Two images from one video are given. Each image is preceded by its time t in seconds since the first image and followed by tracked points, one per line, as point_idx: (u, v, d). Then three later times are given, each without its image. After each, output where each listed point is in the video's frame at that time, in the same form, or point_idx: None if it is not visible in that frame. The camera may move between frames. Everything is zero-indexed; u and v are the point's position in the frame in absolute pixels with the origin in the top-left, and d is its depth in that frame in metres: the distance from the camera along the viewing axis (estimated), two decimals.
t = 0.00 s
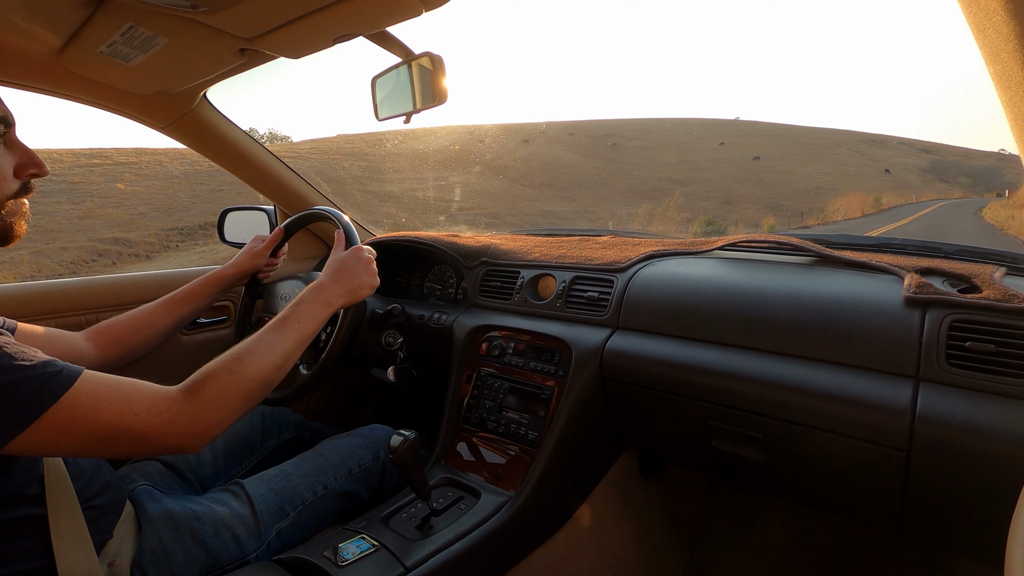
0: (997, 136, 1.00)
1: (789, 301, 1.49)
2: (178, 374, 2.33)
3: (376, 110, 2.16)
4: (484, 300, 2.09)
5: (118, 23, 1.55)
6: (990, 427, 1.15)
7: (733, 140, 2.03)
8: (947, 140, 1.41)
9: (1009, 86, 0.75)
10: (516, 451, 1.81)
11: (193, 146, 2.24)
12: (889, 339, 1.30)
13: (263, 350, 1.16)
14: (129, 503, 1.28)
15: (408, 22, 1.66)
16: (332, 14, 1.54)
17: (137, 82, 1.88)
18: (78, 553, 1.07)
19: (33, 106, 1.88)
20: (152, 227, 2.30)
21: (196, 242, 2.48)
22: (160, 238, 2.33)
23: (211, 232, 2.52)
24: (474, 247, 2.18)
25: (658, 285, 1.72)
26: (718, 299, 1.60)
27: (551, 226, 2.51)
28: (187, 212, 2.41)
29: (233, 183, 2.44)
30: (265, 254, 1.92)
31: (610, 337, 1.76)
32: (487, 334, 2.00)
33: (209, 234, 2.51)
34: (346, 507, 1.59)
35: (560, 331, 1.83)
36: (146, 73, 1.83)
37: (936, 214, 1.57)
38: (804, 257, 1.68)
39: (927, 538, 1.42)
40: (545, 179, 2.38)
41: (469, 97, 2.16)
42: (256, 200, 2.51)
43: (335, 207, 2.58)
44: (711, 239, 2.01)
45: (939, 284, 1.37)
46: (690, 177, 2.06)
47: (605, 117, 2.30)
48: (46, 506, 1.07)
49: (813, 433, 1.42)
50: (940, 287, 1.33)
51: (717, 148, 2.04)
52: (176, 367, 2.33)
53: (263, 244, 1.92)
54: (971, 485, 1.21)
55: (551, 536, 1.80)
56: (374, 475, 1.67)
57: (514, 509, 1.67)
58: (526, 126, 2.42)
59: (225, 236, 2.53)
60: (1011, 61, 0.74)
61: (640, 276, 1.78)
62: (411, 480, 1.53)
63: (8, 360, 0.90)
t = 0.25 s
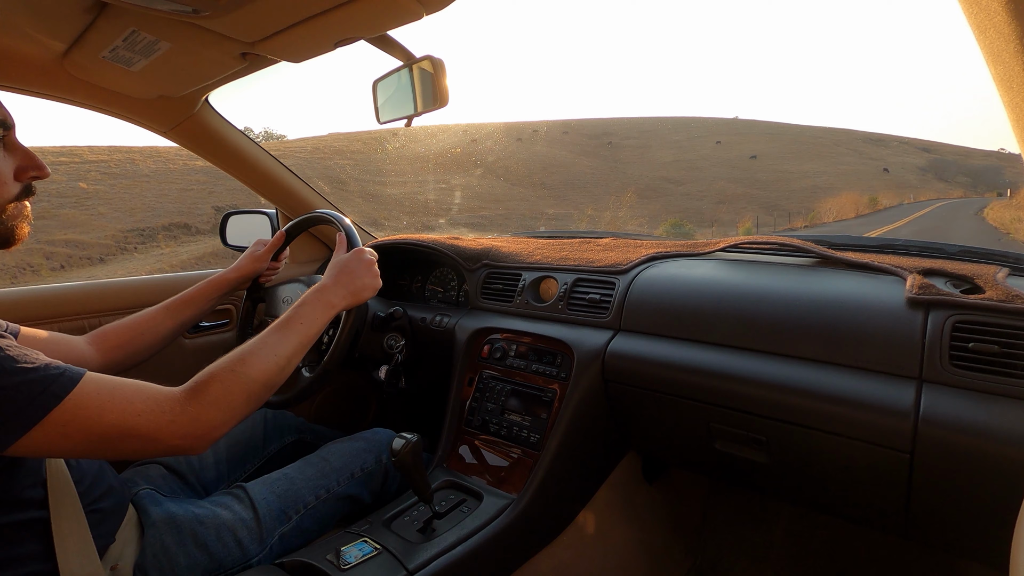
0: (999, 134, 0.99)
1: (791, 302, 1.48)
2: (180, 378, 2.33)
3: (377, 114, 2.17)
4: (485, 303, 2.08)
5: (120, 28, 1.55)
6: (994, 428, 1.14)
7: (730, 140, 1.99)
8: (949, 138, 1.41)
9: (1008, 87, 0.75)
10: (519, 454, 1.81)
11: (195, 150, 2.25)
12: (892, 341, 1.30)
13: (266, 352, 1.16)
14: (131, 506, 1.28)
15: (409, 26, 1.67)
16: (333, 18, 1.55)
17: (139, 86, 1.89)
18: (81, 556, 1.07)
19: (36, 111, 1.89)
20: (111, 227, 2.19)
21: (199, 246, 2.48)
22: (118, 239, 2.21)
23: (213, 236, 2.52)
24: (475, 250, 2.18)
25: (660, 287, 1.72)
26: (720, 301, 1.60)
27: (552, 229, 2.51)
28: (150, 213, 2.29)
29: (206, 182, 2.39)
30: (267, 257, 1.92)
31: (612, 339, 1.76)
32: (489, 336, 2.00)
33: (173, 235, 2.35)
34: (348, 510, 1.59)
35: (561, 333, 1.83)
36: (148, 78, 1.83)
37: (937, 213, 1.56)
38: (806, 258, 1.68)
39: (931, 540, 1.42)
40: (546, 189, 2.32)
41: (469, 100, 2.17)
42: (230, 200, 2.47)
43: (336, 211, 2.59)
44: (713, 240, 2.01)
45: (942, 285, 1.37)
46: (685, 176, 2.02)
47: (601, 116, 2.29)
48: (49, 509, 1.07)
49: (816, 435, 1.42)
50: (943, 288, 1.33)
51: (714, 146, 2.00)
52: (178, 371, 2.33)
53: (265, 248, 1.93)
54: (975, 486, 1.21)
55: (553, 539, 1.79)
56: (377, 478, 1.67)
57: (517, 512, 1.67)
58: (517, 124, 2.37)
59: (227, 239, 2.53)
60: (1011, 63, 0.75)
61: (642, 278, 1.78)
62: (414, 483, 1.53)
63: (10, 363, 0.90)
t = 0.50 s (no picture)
0: (1000, 135, 1.00)
1: (792, 305, 1.48)
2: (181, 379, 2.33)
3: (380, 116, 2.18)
4: (486, 305, 2.08)
5: (123, 30, 1.56)
6: (996, 431, 1.14)
7: (725, 138, 2.02)
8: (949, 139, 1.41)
9: (1010, 89, 0.77)
10: (520, 456, 1.81)
11: (198, 152, 2.25)
12: (893, 344, 1.30)
13: (267, 350, 1.16)
14: (131, 507, 1.28)
15: (412, 29, 1.68)
16: (335, 20, 1.55)
17: (141, 88, 1.89)
18: (81, 557, 1.07)
19: (39, 113, 1.90)
20: (64, 228, 2.08)
21: (200, 247, 2.48)
22: (70, 240, 2.10)
23: (215, 237, 2.53)
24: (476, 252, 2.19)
25: (660, 289, 1.72)
26: (721, 303, 1.60)
27: (553, 231, 2.51)
28: (111, 214, 2.19)
29: (176, 181, 2.33)
30: (268, 260, 1.93)
31: (612, 341, 1.75)
32: (490, 338, 2.00)
33: (131, 237, 2.23)
34: (349, 512, 1.59)
35: (562, 335, 1.83)
36: (151, 79, 1.84)
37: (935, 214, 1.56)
38: (807, 261, 1.68)
39: (933, 543, 1.41)
40: (547, 190, 2.34)
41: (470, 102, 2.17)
42: (197, 200, 2.41)
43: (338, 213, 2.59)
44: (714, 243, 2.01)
45: (943, 288, 1.37)
46: (682, 175, 2.05)
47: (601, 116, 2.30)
48: (49, 510, 1.07)
49: (817, 438, 1.41)
50: (944, 291, 1.33)
51: (710, 146, 2.02)
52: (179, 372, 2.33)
53: (265, 251, 1.94)
54: (977, 490, 1.21)
55: (554, 542, 1.79)
56: (378, 480, 1.67)
57: (517, 514, 1.66)
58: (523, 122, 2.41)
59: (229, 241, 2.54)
60: (1012, 66, 0.76)
61: (643, 280, 1.78)
62: (414, 485, 1.52)
63: (10, 361, 0.90)
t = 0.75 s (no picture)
0: (1002, 137, 0.99)
1: (792, 307, 1.48)
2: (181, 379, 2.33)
3: (381, 117, 2.19)
4: (486, 306, 2.08)
5: (125, 29, 1.56)
6: (995, 434, 1.14)
7: (721, 137, 2.03)
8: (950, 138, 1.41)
9: (1010, 93, 0.77)
10: (519, 457, 1.81)
11: (199, 151, 2.25)
12: (893, 346, 1.30)
13: (267, 349, 1.16)
14: (130, 506, 1.28)
15: (413, 29, 1.68)
16: (336, 20, 1.55)
17: (142, 87, 1.89)
18: (79, 557, 1.07)
19: (40, 112, 1.90)
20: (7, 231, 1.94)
21: (201, 247, 2.49)
22: (13, 245, 1.95)
23: (215, 237, 2.53)
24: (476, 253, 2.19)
25: (660, 291, 1.72)
26: (721, 305, 1.60)
27: (553, 232, 2.52)
28: (65, 214, 2.07)
29: (142, 181, 2.25)
30: (267, 260, 1.93)
31: (612, 343, 1.75)
32: (490, 339, 2.00)
33: (85, 239, 2.11)
34: (348, 513, 1.59)
35: (562, 336, 1.83)
36: (152, 79, 1.84)
37: (936, 214, 1.56)
38: (808, 263, 1.68)
39: (933, 546, 1.41)
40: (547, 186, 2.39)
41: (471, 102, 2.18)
42: (164, 200, 2.31)
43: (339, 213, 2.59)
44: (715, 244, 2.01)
45: (943, 291, 1.37)
46: (678, 174, 2.11)
47: (603, 115, 2.32)
48: (48, 509, 1.07)
49: (817, 441, 1.41)
50: (945, 294, 1.33)
51: (705, 144, 2.04)
52: (179, 372, 2.34)
53: (264, 252, 1.94)
54: (977, 493, 1.21)
55: (553, 544, 1.79)
56: (377, 480, 1.67)
57: (517, 516, 1.66)
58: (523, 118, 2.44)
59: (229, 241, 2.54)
60: (1013, 69, 0.76)
61: (643, 281, 1.78)
62: (413, 486, 1.52)
63: (9, 360, 0.90)
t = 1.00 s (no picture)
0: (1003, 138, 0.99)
1: (793, 308, 1.48)
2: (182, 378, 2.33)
3: (381, 116, 2.19)
4: (487, 306, 2.08)
5: (126, 29, 1.56)
6: (995, 436, 1.14)
7: (718, 136, 2.01)
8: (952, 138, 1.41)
9: (1012, 95, 0.77)
10: (519, 457, 1.80)
11: (200, 151, 2.25)
12: (894, 348, 1.30)
13: (270, 349, 1.16)
14: (130, 505, 1.28)
15: (414, 29, 1.68)
16: (339, 19, 1.55)
17: (144, 86, 1.89)
18: (79, 555, 1.07)
19: (42, 111, 1.90)
20: None
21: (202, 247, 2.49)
22: None
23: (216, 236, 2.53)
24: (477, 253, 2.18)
25: (661, 292, 1.72)
26: (722, 306, 1.60)
27: (554, 232, 2.52)
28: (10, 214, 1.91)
29: (107, 179, 2.14)
30: (268, 260, 1.93)
31: (613, 343, 1.75)
32: (490, 340, 2.00)
33: (32, 240, 1.97)
34: (347, 513, 1.59)
35: (563, 337, 1.83)
36: (154, 78, 1.84)
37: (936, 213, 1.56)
38: (809, 264, 1.67)
39: (933, 548, 1.41)
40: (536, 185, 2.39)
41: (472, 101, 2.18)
42: (125, 199, 2.19)
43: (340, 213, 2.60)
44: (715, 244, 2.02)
45: (944, 292, 1.37)
46: (669, 173, 2.07)
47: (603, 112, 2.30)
48: (48, 509, 1.07)
49: (818, 442, 1.41)
50: (945, 296, 1.33)
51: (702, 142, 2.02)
52: (179, 371, 2.34)
53: (265, 252, 1.94)
54: (977, 495, 1.20)
55: (553, 544, 1.78)
56: (377, 480, 1.67)
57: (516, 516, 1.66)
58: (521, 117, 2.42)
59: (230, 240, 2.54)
60: (1015, 71, 0.76)
61: (644, 282, 1.78)
62: (413, 486, 1.52)
63: (16, 361, 0.90)
